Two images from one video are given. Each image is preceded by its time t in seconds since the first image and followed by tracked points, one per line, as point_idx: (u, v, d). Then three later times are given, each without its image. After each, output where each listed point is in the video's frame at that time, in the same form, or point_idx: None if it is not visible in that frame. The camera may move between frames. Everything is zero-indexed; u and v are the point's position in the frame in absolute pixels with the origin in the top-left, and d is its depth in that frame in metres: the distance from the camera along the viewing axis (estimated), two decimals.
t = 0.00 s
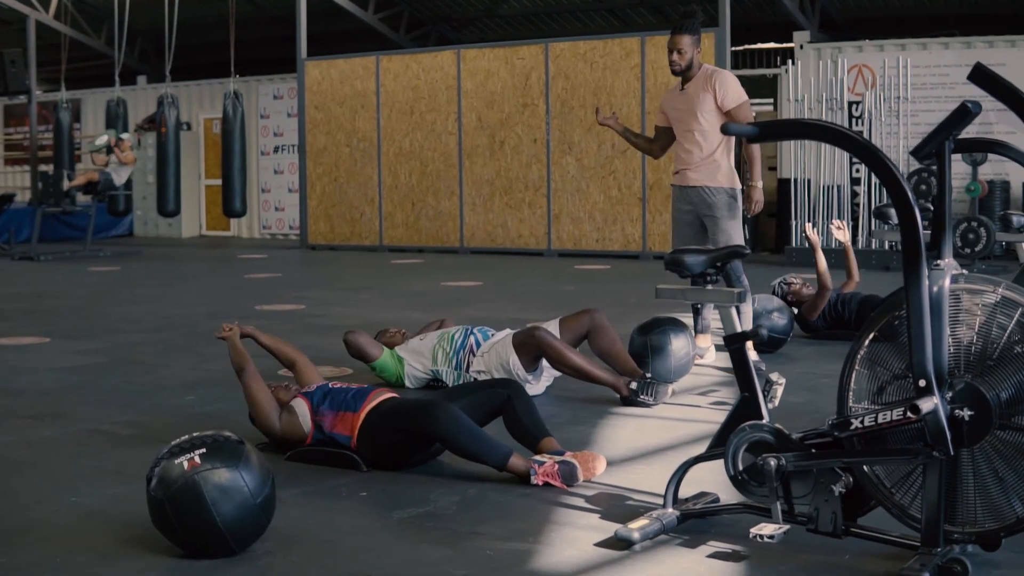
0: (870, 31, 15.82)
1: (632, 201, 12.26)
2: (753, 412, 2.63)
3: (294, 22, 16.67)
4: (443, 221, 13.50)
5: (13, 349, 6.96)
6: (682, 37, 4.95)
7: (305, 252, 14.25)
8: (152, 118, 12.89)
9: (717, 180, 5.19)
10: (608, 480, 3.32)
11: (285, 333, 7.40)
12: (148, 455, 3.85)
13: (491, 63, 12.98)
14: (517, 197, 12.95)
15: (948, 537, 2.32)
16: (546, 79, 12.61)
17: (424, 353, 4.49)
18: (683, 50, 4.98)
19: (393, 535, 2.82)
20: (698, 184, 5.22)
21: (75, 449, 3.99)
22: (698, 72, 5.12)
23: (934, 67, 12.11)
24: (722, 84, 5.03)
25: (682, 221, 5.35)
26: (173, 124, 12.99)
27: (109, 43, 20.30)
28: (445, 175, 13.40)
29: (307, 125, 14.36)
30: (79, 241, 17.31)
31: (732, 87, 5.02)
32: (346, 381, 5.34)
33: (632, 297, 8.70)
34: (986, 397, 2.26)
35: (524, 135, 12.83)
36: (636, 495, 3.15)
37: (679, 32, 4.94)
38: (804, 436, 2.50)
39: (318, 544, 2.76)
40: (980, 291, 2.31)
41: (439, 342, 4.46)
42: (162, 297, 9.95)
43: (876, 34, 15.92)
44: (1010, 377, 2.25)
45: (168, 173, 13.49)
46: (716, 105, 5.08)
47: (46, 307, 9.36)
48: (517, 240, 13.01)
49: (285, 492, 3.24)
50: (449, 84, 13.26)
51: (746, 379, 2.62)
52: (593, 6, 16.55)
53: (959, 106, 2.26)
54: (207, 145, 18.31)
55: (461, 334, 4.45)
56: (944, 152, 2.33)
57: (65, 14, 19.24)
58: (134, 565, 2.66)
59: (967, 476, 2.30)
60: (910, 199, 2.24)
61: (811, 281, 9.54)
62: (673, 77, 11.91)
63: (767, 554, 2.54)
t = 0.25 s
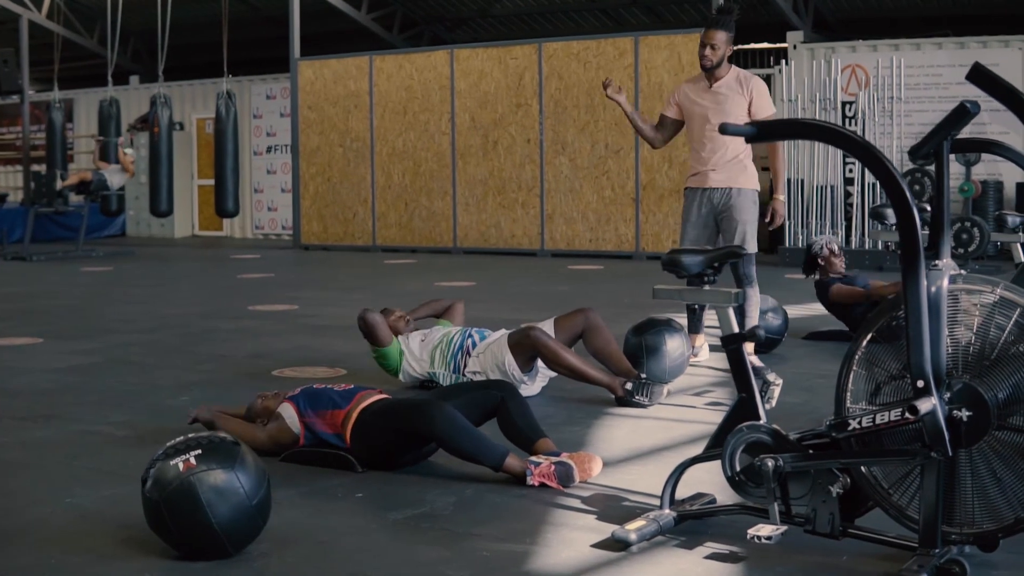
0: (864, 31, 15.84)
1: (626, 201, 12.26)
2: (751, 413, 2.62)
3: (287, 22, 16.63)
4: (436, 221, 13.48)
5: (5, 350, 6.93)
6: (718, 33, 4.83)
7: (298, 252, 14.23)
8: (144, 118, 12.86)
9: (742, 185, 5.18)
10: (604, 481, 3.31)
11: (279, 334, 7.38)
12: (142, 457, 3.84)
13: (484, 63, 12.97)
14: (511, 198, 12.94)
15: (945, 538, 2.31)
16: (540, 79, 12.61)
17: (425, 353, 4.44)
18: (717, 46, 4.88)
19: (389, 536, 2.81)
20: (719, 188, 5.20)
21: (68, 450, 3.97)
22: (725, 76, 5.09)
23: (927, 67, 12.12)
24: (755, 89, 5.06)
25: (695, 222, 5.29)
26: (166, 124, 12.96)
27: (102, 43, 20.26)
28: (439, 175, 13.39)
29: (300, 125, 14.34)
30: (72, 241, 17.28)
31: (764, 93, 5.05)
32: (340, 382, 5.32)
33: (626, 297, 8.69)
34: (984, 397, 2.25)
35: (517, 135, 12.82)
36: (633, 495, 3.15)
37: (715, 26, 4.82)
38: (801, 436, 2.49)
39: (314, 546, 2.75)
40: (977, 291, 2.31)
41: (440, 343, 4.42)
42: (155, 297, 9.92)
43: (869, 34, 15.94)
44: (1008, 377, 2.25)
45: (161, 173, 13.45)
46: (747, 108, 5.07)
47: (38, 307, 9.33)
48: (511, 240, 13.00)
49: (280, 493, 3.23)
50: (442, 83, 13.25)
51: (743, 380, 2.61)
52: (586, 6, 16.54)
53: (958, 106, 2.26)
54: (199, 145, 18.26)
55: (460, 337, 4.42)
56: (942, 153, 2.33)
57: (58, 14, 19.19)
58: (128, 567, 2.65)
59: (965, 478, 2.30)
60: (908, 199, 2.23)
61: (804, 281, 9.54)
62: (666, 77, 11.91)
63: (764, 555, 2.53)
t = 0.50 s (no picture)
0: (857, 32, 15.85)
1: (620, 202, 12.25)
2: (750, 414, 2.62)
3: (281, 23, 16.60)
4: (430, 221, 13.47)
5: None
6: (746, 29, 4.61)
7: (292, 253, 14.21)
8: (137, 119, 12.84)
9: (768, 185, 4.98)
10: (602, 483, 3.31)
11: (274, 335, 7.36)
12: (139, 458, 3.82)
13: (478, 64, 12.96)
14: (505, 198, 12.92)
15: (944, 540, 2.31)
16: (534, 79, 12.60)
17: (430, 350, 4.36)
18: (742, 43, 4.67)
19: (387, 538, 2.80)
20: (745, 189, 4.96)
21: (64, 452, 3.96)
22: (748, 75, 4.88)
23: (921, 67, 12.14)
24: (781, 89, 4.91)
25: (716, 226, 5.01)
26: (159, 124, 12.93)
27: (95, 43, 20.21)
28: (433, 176, 13.37)
29: (294, 126, 14.31)
30: (66, 242, 17.25)
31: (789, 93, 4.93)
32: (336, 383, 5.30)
33: (622, 298, 8.68)
34: (983, 399, 2.25)
35: (511, 135, 12.81)
36: (630, 497, 3.14)
37: (742, 23, 4.59)
38: (800, 438, 2.49)
39: (312, 548, 2.74)
40: (977, 292, 2.31)
41: (445, 344, 4.35)
42: (149, 298, 9.89)
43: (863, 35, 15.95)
44: (1008, 378, 2.24)
45: (154, 173, 13.43)
46: (774, 107, 4.91)
47: (32, 308, 9.31)
48: (505, 241, 12.99)
49: (277, 495, 3.21)
50: (436, 84, 13.24)
51: (742, 381, 2.61)
52: (580, 6, 16.54)
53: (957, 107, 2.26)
54: (192, 145, 18.22)
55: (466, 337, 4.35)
56: (941, 153, 2.33)
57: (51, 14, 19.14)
58: (125, 570, 2.64)
59: (964, 479, 2.30)
60: (908, 200, 2.23)
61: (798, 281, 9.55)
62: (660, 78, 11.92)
63: (764, 557, 2.53)
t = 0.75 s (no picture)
0: (857, 32, 15.85)
1: (620, 202, 12.24)
2: (755, 416, 2.61)
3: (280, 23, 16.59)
4: (429, 221, 13.46)
5: None
6: (762, 29, 4.44)
7: (291, 253, 14.20)
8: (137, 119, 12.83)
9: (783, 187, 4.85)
10: (605, 485, 3.30)
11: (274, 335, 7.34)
12: (141, 460, 3.82)
13: (478, 64, 12.95)
14: (504, 198, 12.92)
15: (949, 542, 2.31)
16: (533, 80, 12.60)
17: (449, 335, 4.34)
18: (758, 44, 4.48)
19: (391, 540, 2.79)
20: (763, 192, 4.79)
21: (65, 453, 3.95)
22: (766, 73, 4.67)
23: (921, 68, 12.13)
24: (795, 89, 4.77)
25: (738, 229, 4.78)
26: (158, 124, 12.93)
27: (94, 44, 20.20)
28: (432, 176, 13.37)
29: (293, 126, 14.31)
30: (66, 242, 17.25)
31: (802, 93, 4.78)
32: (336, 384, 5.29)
33: (622, 298, 8.67)
34: (989, 401, 2.24)
35: (511, 136, 12.81)
36: (634, 499, 3.13)
37: (758, 21, 4.42)
38: (805, 440, 2.49)
39: (316, 551, 2.74)
40: (983, 294, 2.31)
41: (464, 336, 4.33)
42: (148, 299, 9.89)
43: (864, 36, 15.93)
44: (1015, 381, 2.24)
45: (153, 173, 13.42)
46: (790, 107, 4.73)
47: (33, 308, 9.30)
48: (504, 241, 12.98)
49: (280, 497, 3.21)
50: (436, 84, 13.23)
51: (747, 383, 2.61)
52: (579, 7, 16.54)
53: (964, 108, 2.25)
54: (191, 146, 18.21)
55: (485, 336, 4.35)
56: (947, 154, 2.32)
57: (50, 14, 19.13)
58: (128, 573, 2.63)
59: (969, 483, 2.29)
60: (914, 202, 2.22)
61: (797, 282, 9.54)
62: (660, 78, 11.92)
63: (768, 560, 2.53)
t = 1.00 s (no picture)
0: (857, 31, 15.83)
1: (620, 203, 12.24)
2: (758, 418, 2.60)
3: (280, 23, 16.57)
4: (429, 221, 13.45)
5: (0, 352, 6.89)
6: (771, 23, 4.32)
7: (290, 253, 14.20)
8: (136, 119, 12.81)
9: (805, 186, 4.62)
10: (607, 486, 3.30)
11: (275, 336, 7.33)
12: (142, 461, 3.81)
13: (478, 64, 12.94)
14: (504, 199, 12.91)
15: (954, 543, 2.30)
16: (533, 80, 12.59)
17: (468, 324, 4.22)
18: (767, 38, 4.34)
19: (393, 542, 2.79)
20: (788, 192, 4.55)
21: (65, 455, 3.93)
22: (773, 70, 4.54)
23: (921, 68, 12.12)
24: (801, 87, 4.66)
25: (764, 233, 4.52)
26: (158, 124, 12.91)
27: (94, 43, 20.18)
28: (432, 176, 13.36)
29: (293, 126, 14.30)
30: (65, 242, 17.25)
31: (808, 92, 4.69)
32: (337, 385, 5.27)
33: (622, 299, 8.66)
34: (994, 402, 2.24)
35: (511, 136, 12.80)
36: (637, 501, 3.12)
37: (765, 14, 4.30)
38: (809, 442, 2.48)
39: (317, 553, 2.72)
40: (986, 296, 2.30)
41: (483, 331, 4.20)
42: (148, 299, 9.88)
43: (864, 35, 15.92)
44: (1019, 382, 2.23)
45: (153, 174, 13.40)
46: (799, 105, 4.61)
47: (33, 309, 9.29)
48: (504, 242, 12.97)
49: (281, 499, 3.20)
50: (436, 84, 13.22)
51: (750, 384, 2.60)
52: (579, 7, 16.53)
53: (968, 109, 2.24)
54: (191, 146, 18.20)
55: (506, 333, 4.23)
56: (952, 155, 2.31)
57: (50, 14, 19.12)
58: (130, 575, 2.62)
59: (974, 484, 2.28)
60: (919, 202, 2.21)
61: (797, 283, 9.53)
62: (660, 78, 11.91)
63: (772, 562, 2.52)
